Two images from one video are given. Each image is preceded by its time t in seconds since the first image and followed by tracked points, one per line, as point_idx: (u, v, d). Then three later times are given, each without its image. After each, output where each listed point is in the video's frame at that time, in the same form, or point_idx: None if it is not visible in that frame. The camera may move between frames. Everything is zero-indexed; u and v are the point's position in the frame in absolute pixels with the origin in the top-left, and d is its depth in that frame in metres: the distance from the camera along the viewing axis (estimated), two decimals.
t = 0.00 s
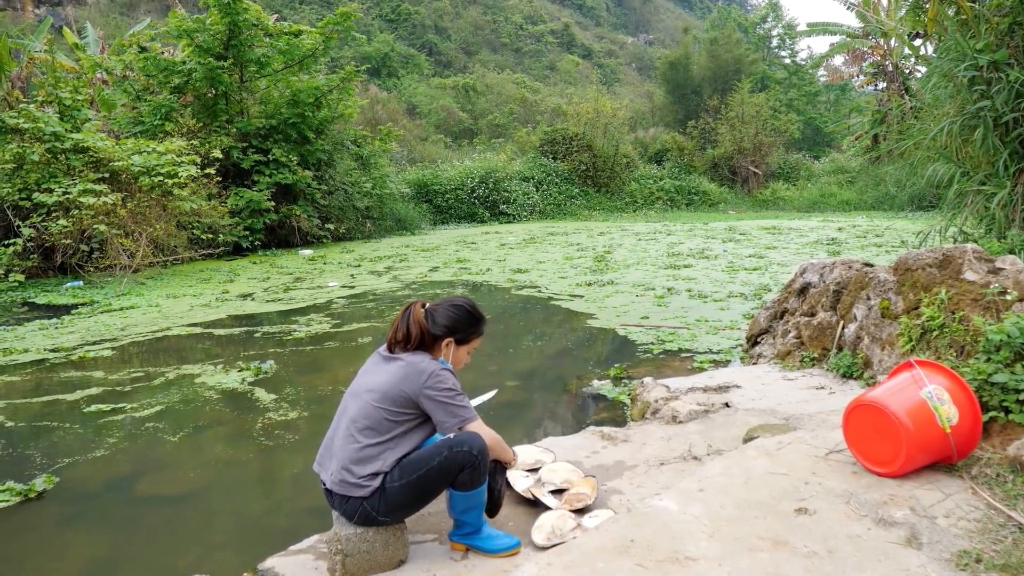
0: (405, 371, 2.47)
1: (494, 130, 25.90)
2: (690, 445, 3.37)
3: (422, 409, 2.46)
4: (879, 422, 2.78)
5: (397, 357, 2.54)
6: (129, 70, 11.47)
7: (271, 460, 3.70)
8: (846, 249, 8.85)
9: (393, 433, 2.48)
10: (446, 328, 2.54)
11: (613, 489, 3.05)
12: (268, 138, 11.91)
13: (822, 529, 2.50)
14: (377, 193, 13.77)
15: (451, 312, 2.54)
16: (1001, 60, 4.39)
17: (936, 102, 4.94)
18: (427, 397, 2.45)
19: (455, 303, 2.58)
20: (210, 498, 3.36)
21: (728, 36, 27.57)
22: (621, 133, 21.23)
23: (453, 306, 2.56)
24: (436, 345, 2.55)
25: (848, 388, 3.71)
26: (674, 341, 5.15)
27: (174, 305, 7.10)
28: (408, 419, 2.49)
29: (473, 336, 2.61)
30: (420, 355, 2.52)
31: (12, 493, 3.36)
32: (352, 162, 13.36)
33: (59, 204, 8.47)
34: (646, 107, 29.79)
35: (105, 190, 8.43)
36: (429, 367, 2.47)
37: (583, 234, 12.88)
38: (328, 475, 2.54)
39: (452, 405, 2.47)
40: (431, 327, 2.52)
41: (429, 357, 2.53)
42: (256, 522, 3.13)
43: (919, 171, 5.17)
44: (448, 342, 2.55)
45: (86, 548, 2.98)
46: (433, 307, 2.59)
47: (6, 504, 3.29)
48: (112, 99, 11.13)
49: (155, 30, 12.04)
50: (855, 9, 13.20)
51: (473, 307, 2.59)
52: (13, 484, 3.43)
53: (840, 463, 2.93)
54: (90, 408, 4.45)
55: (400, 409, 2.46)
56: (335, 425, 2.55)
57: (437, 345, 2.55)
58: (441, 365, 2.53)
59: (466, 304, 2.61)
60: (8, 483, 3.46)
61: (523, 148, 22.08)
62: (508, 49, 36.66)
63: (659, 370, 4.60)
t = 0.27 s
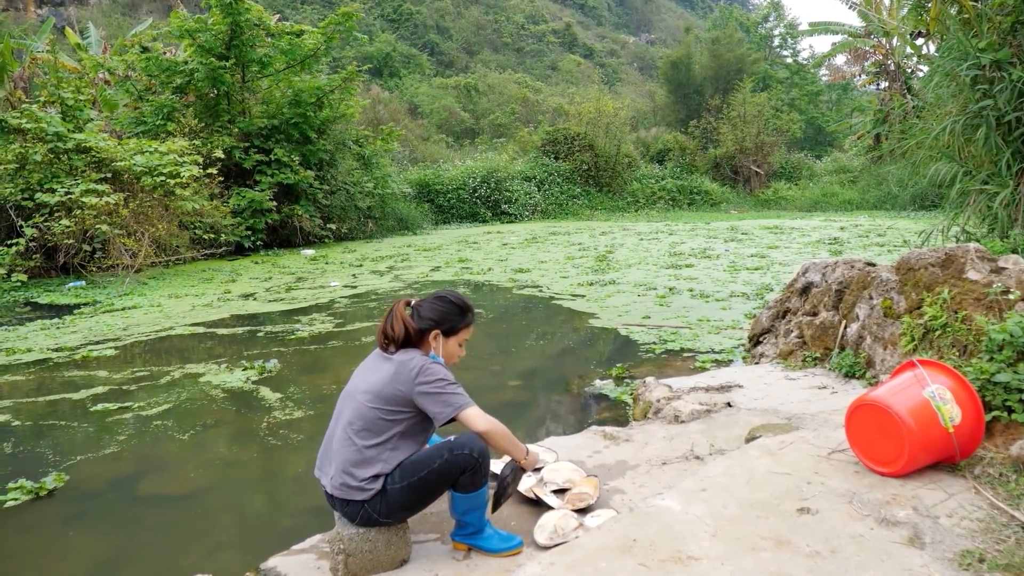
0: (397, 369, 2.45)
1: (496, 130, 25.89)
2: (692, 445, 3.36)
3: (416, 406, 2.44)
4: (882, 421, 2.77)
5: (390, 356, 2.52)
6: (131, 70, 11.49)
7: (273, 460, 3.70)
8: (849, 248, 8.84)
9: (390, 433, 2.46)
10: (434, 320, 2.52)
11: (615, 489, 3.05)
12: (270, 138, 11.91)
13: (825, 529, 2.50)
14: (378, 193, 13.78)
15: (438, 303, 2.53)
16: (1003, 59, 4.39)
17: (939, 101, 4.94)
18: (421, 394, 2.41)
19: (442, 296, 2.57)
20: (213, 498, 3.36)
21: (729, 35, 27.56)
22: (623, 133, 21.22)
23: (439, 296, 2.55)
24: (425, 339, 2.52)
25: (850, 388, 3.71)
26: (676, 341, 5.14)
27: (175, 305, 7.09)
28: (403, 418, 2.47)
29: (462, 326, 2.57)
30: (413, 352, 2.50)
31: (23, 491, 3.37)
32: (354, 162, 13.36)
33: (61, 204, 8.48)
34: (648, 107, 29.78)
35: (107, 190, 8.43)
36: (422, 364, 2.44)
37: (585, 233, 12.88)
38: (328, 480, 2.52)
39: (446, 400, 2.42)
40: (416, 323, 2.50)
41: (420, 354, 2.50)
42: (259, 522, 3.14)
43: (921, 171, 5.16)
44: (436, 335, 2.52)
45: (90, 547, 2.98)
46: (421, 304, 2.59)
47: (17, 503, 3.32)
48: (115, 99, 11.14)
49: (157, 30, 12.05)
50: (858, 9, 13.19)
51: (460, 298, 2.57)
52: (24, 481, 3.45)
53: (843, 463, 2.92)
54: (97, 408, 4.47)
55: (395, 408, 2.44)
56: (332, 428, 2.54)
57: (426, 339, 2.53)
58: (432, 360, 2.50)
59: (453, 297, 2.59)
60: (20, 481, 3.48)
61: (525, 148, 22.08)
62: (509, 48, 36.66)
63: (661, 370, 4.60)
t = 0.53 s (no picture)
0: (374, 373, 2.42)
1: (497, 129, 25.89)
2: (694, 444, 3.36)
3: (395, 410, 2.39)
4: (884, 421, 2.77)
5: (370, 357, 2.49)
6: (133, 69, 11.49)
7: (274, 459, 3.71)
8: (851, 248, 8.83)
9: (375, 437, 2.45)
10: (411, 315, 2.44)
11: (616, 489, 3.05)
12: (272, 137, 11.92)
13: (827, 529, 2.50)
14: (380, 192, 13.78)
15: (417, 297, 2.45)
16: (1006, 59, 4.38)
17: (942, 100, 4.94)
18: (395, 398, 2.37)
19: (426, 289, 2.50)
20: (214, 497, 3.36)
21: (731, 34, 27.55)
22: (625, 132, 21.21)
23: (419, 289, 2.47)
24: (404, 335, 2.46)
25: (852, 388, 3.71)
26: (677, 340, 5.14)
27: (176, 304, 7.10)
28: (388, 421, 2.44)
29: (443, 321, 2.46)
30: (390, 354, 2.46)
31: (33, 488, 3.39)
32: (355, 161, 13.35)
33: (63, 203, 8.48)
34: (650, 106, 29.77)
35: (109, 189, 8.44)
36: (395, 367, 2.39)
37: (587, 233, 12.87)
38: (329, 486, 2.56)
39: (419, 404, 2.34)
40: (394, 321, 2.45)
41: (398, 354, 2.45)
42: (261, 521, 3.14)
43: (923, 170, 5.16)
44: (414, 329, 2.45)
45: (92, 546, 2.99)
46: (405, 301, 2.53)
47: (26, 500, 3.34)
48: (117, 98, 11.14)
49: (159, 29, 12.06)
50: (860, 8, 13.17)
51: (442, 291, 2.48)
52: (34, 478, 3.48)
53: (844, 463, 2.92)
54: (104, 406, 4.48)
55: (378, 412, 2.42)
56: (325, 435, 2.56)
57: (404, 335, 2.46)
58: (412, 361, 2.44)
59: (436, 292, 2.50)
60: (30, 478, 3.51)
61: (526, 147, 22.09)
62: (511, 48, 36.66)
63: (662, 369, 4.60)
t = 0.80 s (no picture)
0: (341, 387, 2.38)
1: (499, 129, 25.90)
2: (695, 444, 3.36)
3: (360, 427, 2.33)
4: (886, 421, 2.77)
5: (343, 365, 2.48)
6: (135, 69, 11.50)
7: (275, 458, 3.71)
8: (852, 247, 8.83)
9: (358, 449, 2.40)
10: (374, 320, 2.38)
11: (618, 488, 3.05)
12: (273, 137, 11.91)
13: (828, 529, 2.50)
14: (382, 192, 13.78)
15: (379, 301, 2.38)
16: (1008, 58, 4.37)
17: (943, 100, 4.94)
18: (355, 415, 2.33)
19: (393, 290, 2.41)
20: (216, 496, 3.36)
21: (733, 34, 27.53)
22: (627, 132, 21.21)
23: (383, 291, 2.39)
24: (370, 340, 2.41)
25: (853, 387, 3.70)
26: (679, 340, 5.14)
27: (177, 304, 7.10)
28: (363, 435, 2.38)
29: (400, 325, 2.34)
30: (359, 365, 2.42)
31: (41, 486, 3.41)
32: (357, 161, 13.36)
33: (64, 202, 8.49)
34: (651, 105, 29.77)
35: (110, 188, 8.44)
36: (357, 382, 2.35)
37: (588, 232, 12.87)
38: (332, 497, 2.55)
39: (368, 422, 2.29)
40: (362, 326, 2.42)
41: (364, 364, 2.40)
42: (262, 521, 3.14)
43: (924, 170, 5.16)
44: (374, 333, 2.38)
45: (94, 546, 2.99)
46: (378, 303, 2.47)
47: (32, 499, 3.35)
48: (118, 97, 11.14)
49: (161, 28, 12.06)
50: (862, 7, 13.16)
51: (401, 292, 2.36)
52: (42, 476, 3.49)
53: (846, 462, 2.92)
54: (109, 404, 4.49)
55: (350, 427, 2.37)
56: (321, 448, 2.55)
57: (369, 340, 2.41)
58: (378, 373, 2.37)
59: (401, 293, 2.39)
60: (38, 476, 3.52)
61: (528, 147, 22.10)
62: (513, 47, 36.67)
63: (664, 369, 4.59)
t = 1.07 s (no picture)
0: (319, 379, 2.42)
1: (499, 129, 25.90)
2: (696, 444, 3.36)
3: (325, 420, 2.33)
4: (886, 421, 2.78)
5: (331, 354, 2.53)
6: (135, 69, 11.50)
7: (275, 458, 3.71)
8: (853, 247, 8.82)
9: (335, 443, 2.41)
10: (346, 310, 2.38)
11: (619, 488, 3.05)
12: (274, 137, 11.92)
13: (829, 529, 2.50)
14: (382, 192, 13.78)
15: (353, 291, 2.38)
16: (1009, 58, 4.37)
17: (944, 100, 4.94)
18: (315, 406, 2.35)
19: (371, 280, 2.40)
20: (217, 496, 3.37)
21: (733, 34, 27.53)
22: (627, 131, 21.21)
23: (360, 281, 2.37)
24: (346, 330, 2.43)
25: (854, 387, 3.70)
26: (679, 340, 5.14)
27: (178, 304, 7.10)
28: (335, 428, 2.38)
29: (365, 316, 2.31)
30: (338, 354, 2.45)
31: (47, 485, 3.41)
32: (357, 161, 13.36)
33: (65, 202, 8.49)
34: (651, 105, 29.78)
35: (111, 188, 8.44)
36: (324, 373, 2.38)
37: (589, 232, 12.87)
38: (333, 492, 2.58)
39: (318, 414, 2.29)
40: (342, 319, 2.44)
41: (341, 356, 2.42)
42: (263, 521, 3.14)
43: (925, 170, 5.16)
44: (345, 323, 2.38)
45: (95, 546, 2.99)
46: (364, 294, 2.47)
47: (38, 498, 3.36)
48: (119, 98, 11.14)
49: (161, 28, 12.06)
50: (862, 7, 13.14)
51: (368, 283, 2.33)
52: (48, 475, 3.50)
53: (847, 462, 2.92)
54: (112, 404, 4.50)
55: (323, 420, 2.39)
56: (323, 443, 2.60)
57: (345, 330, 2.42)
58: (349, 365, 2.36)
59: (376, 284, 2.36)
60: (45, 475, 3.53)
61: (528, 147, 22.10)
62: (513, 47, 36.68)
63: (664, 368, 4.59)
